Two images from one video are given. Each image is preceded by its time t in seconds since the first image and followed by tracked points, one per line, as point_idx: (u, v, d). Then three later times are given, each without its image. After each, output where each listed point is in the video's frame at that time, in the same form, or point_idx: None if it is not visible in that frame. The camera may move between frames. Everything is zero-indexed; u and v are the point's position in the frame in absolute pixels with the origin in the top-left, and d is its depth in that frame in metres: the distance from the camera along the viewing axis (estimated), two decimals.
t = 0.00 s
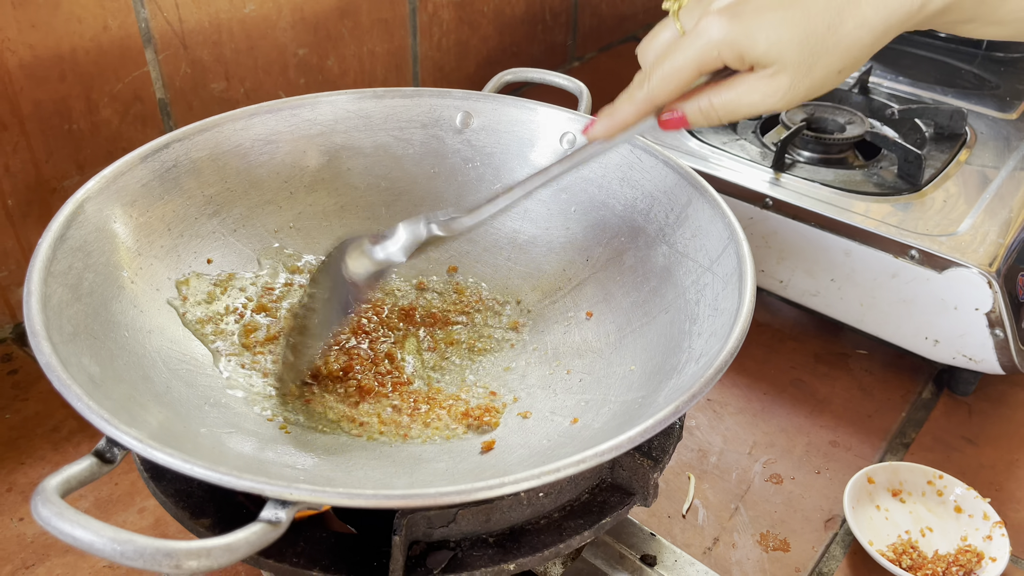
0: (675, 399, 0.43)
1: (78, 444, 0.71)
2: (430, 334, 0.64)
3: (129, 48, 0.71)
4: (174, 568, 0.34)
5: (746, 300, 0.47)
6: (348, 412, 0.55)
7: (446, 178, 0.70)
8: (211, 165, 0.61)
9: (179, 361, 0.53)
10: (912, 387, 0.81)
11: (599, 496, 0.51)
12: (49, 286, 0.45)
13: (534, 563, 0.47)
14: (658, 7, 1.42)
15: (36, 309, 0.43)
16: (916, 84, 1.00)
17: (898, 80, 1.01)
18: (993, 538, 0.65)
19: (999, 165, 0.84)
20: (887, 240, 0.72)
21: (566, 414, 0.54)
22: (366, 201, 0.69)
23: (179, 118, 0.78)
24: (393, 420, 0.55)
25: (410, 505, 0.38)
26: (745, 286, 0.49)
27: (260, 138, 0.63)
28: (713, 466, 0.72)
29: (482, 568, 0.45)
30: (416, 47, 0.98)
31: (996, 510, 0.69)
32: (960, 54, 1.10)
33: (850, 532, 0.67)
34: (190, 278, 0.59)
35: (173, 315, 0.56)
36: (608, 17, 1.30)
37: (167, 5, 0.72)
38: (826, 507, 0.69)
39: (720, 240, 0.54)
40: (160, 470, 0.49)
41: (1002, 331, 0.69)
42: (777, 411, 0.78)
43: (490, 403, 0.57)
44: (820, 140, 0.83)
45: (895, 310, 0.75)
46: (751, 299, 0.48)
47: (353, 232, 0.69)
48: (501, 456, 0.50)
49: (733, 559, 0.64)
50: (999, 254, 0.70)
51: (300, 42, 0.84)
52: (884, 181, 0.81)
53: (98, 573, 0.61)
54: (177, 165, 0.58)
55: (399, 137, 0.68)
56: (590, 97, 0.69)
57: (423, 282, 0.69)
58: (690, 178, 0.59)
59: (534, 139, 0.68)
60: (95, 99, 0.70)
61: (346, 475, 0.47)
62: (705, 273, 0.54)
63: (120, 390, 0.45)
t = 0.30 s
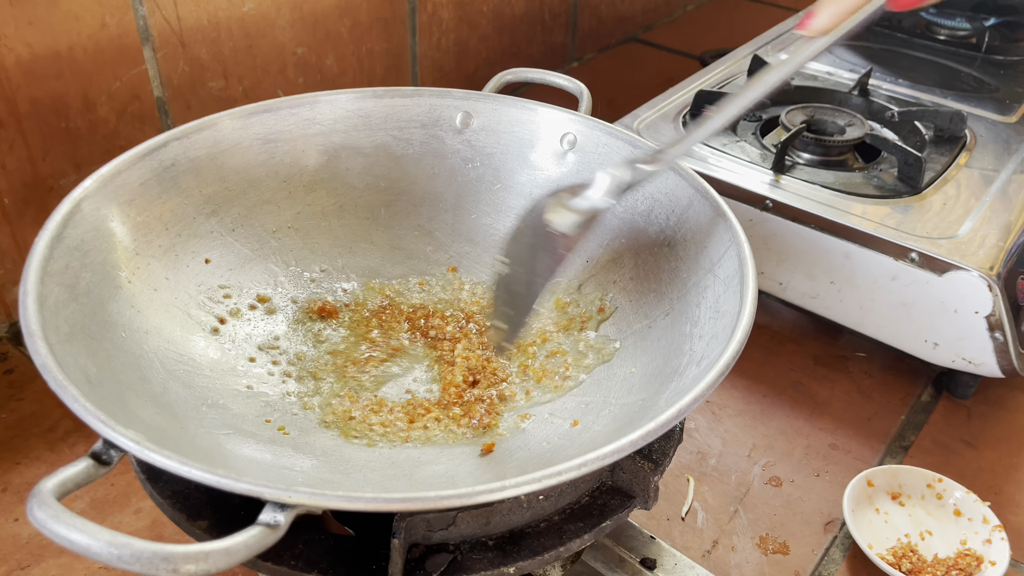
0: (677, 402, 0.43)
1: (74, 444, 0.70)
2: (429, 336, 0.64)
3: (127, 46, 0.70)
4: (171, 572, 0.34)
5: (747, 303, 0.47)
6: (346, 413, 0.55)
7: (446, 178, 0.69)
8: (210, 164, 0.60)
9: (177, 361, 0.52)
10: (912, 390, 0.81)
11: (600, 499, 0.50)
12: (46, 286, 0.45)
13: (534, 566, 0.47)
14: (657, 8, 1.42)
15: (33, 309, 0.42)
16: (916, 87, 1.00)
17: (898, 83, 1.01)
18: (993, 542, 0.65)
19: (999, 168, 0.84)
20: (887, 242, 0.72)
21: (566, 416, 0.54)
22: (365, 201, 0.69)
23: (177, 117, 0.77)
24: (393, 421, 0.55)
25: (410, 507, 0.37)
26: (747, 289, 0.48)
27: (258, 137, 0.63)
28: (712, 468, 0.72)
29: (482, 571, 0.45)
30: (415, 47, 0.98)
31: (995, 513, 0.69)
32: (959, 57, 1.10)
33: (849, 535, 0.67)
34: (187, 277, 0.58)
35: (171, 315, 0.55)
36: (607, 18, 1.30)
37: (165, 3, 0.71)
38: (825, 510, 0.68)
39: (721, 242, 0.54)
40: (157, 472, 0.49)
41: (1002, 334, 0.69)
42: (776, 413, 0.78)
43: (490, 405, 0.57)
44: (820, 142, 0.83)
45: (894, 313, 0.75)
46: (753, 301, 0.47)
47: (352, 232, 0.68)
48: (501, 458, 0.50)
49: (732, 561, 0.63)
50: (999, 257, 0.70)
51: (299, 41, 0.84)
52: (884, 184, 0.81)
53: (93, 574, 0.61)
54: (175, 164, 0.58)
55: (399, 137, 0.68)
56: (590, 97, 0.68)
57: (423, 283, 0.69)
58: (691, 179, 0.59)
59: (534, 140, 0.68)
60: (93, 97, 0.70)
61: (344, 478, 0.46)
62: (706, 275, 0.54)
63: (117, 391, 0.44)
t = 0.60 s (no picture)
0: (666, 397, 0.43)
1: (56, 442, 0.69)
2: (416, 330, 0.63)
3: (108, 38, 0.69)
4: (152, 572, 0.33)
5: (736, 297, 0.47)
6: (331, 409, 0.55)
7: (433, 172, 0.69)
8: (192, 157, 0.59)
9: (159, 358, 0.52)
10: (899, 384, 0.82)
11: (589, 494, 0.50)
12: (24, 282, 0.44)
13: (522, 563, 0.46)
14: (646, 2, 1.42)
15: (9, 305, 0.42)
16: (904, 81, 1.00)
17: (886, 76, 1.01)
18: (981, 535, 0.65)
19: (986, 162, 0.84)
20: (875, 236, 0.72)
21: (554, 411, 0.53)
22: (350, 195, 0.68)
23: (159, 110, 0.76)
24: (380, 418, 0.54)
25: (396, 506, 0.37)
26: (736, 283, 0.48)
27: (242, 131, 0.62)
28: (701, 463, 0.72)
29: (470, 569, 0.45)
30: (402, 40, 0.97)
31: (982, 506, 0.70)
32: (946, 50, 1.10)
33: (838, 529, 0.67)
34: (170, 272, 0.57)
35: (152, 310, 0.54)
36: (595, 12, 1.29)
37: None
38: (814, 505, 0.68)
39: (710, 236, 0.54)
40: (139, 470, 0.48)
41: (989, 328, 0.70)
42: (765, 408, 0.78)
43: (477, 401, 0.56)
44: (808, 136, 0.83)
45: (882, 306, 0.75)
46: (742, 296, 0.47)
47: (338, 227, 0.68)
48: (489, 455, 0.49)
49: (721, 557, 0.63)
50: (986, 250, 0.70)
51: (284, 34, 0.83)
52: (872, 177, 0.81)
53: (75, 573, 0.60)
54: (157, 157, 0.57)
55: (385, 130, 0.67)
56: (578, 90, 0.68)
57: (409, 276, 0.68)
58: (680, 173, 0.58)
59: (521, 133, 0.67)
60: (73, 90, 0.69)
61: (330, 475, 0.46)
62: (695, 269, 0.54)
63: (97, 388, 0.43)
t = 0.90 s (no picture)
0: (666, 374, 0.42)
1: (55, 428, 0.69)
2: (414, 311, 0.63)
3: (104, 23, 0.68)
4: (151, 547, 0.33)
5: (736, 275, 0.47)
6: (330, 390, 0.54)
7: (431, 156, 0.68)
8: (189, 140, 0.59)
9: (158, 340, 0.51)
10: (899, 368, 0.82)
11: (589, 474, 0.50)
12: (20, 262, 0.44)
13: (522, 542, 0.46)
14: None
15: (6, 284, 0.41)
16: (904, 65, 1.00)
17: (885, 61, 1.01)
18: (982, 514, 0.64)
19: (986, 145, 0.84)
20: (875, 219, 0.72)
21: (554, 392, 0.53)
22: (349, 178, 0.68)
23: (156, 96, 0.76)
24: (378, 399, 0.54)
25: (396, 482, 0.37)
26: (736, 261, 0.48)
27: (239, 114, 0.62)
28: (700, 447, 0.72)
29: (470, 548, 0.44)
30: (399, 26, 0.96)
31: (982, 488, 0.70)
32: (947, 35, 1.10)
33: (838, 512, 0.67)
34: (168, 255, 0.57)
35: (150, 292, 0.54)
36: None
37: None
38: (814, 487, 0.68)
39: (710, 215, 0.53)
40: (138, 451, 0.48)
41: (990, 310, 0.69)
42: (764, 391, 0.78)
43: (478, 382, 0.56)
44: (808, 120, 0.83)
45: (882, 290, 0.75)
46: (743, 274, 0.47)
47: (336, 210, 0.67)
48: (488, 435, 0.49)
49: (721, 539, 0.63)
50: (986, 233, 0.69)
51: (281, 19, 0.82)
52: (871, 161, 0.80)
53: (75, 557, 0.60)
54: (154, 139, 0.56)
55: (383, 113, 0.67)
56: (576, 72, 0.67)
57: (407, 259, 0.68)
58: (679, 154, 0.58)
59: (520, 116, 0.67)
60: (69, 75, 0.68)
61: (329, 456, 0.46)
62: (694, 249, 0.54)
63: (95, 368, 0.43)
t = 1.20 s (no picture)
0: (677, 361, 0.43)
1: (67, 418, 0.69)
2: (423, 301, 0.63)
3: (113, 16, 0.69)
4: (168, 531, 0.34)
5: (746, 264, 0.47)
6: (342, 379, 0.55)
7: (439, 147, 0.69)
8: (200, 131, 0.59)
9: (170, 330, 0.52)
10: (907, 358, 0.82)
11: (599, 462, 0.50)
12: (34, 252, 0.44)
13: (533, 529, 0.46)
14: None
15: (21, 274, 0.42)
16: (912, 56, 0.99)
17: (893, 51, 1.00)
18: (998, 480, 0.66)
19: (995, 135, 0.84)
20: (884, 209, 0.72)
21: (564, 381, 0.54)
22: (358, 169, 0.68)
23: (165, 88, 0.76)
24: (388, 388, 0.54)
25: (409, 468, 0.37)
26: (745, 250, 0.48)
27: (248, 105, 0.62)
28: (709, 437, 0.72)
29: (482, 535, 0.45)
30: (406, 18, 0.96)
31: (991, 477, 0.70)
32: (955, 26, 1.09)
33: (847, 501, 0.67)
34: (179, 246, 0.57)
35: (162, 283, 0.54)
36: None
37: None
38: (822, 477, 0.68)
39: (719, 204, 0.53)
40: (151, 439, 0.48)
41: (998, 300, 0.69)
42: (772, 381, 0.78)
43: (488, 371, 0.56)
44: (815, 110, 0.83)
45: (891, 280, 0.75)
46: (752, 262, 0.47)
47: (345, 201, 0.68)
48: (499, 423, 0.49)
49: (730, 528, 0.64)
50: (995, 222, 0.69)
51: (288, 11, 0.82)
52: (880, 151, 0.80)
53: (89, 545, 0.61)
54: (164, 131, 0.57)
55: (391, 105, 0.67)
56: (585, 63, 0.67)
57: (416, 249, 0.68)
58: (689, 144, 0.58)
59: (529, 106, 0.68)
60: (79, 67, 0.69)
61: (342, 444, 0.46)
62: (703, 239, 0.54)
63: (109, 357, 0.44)
